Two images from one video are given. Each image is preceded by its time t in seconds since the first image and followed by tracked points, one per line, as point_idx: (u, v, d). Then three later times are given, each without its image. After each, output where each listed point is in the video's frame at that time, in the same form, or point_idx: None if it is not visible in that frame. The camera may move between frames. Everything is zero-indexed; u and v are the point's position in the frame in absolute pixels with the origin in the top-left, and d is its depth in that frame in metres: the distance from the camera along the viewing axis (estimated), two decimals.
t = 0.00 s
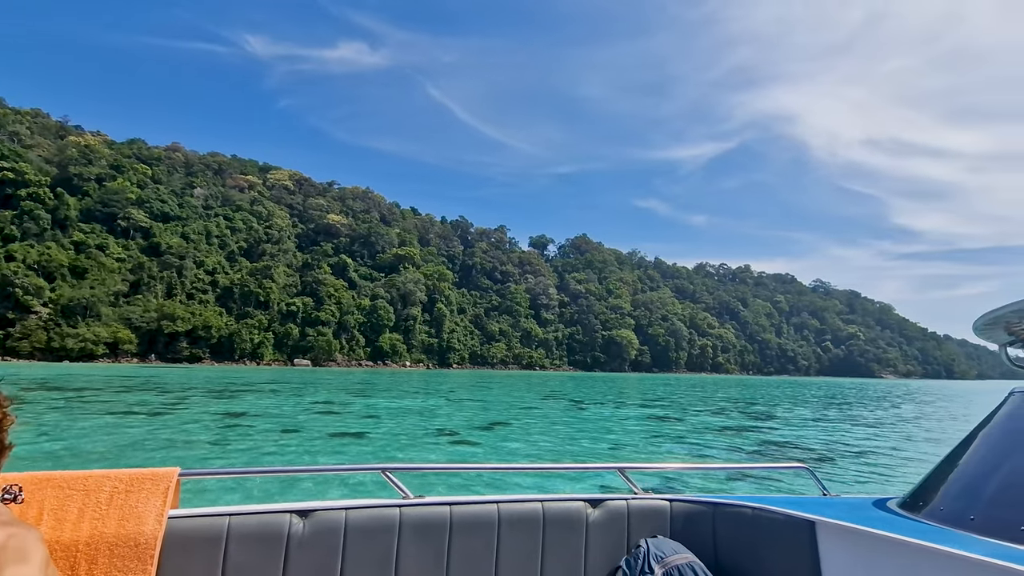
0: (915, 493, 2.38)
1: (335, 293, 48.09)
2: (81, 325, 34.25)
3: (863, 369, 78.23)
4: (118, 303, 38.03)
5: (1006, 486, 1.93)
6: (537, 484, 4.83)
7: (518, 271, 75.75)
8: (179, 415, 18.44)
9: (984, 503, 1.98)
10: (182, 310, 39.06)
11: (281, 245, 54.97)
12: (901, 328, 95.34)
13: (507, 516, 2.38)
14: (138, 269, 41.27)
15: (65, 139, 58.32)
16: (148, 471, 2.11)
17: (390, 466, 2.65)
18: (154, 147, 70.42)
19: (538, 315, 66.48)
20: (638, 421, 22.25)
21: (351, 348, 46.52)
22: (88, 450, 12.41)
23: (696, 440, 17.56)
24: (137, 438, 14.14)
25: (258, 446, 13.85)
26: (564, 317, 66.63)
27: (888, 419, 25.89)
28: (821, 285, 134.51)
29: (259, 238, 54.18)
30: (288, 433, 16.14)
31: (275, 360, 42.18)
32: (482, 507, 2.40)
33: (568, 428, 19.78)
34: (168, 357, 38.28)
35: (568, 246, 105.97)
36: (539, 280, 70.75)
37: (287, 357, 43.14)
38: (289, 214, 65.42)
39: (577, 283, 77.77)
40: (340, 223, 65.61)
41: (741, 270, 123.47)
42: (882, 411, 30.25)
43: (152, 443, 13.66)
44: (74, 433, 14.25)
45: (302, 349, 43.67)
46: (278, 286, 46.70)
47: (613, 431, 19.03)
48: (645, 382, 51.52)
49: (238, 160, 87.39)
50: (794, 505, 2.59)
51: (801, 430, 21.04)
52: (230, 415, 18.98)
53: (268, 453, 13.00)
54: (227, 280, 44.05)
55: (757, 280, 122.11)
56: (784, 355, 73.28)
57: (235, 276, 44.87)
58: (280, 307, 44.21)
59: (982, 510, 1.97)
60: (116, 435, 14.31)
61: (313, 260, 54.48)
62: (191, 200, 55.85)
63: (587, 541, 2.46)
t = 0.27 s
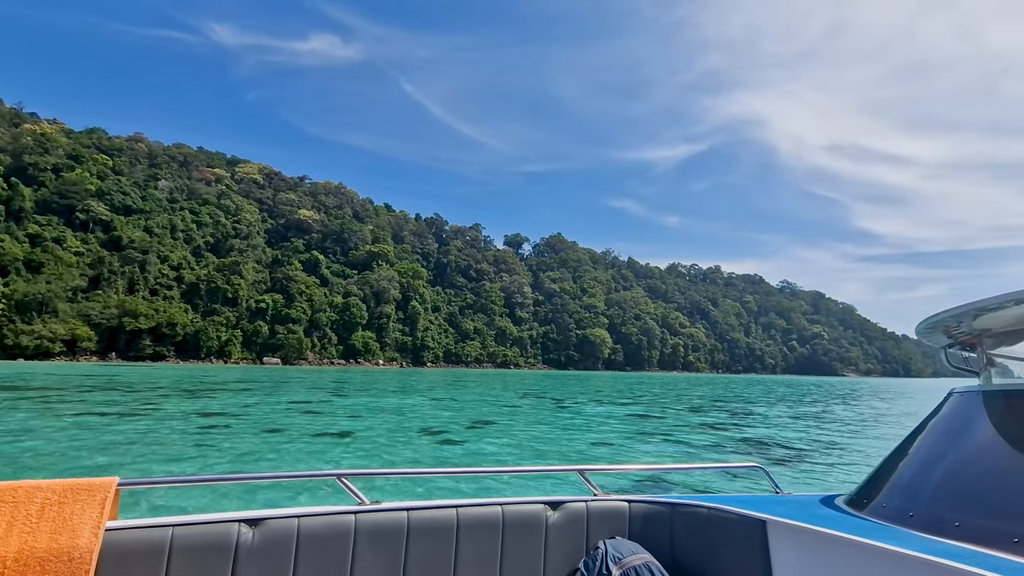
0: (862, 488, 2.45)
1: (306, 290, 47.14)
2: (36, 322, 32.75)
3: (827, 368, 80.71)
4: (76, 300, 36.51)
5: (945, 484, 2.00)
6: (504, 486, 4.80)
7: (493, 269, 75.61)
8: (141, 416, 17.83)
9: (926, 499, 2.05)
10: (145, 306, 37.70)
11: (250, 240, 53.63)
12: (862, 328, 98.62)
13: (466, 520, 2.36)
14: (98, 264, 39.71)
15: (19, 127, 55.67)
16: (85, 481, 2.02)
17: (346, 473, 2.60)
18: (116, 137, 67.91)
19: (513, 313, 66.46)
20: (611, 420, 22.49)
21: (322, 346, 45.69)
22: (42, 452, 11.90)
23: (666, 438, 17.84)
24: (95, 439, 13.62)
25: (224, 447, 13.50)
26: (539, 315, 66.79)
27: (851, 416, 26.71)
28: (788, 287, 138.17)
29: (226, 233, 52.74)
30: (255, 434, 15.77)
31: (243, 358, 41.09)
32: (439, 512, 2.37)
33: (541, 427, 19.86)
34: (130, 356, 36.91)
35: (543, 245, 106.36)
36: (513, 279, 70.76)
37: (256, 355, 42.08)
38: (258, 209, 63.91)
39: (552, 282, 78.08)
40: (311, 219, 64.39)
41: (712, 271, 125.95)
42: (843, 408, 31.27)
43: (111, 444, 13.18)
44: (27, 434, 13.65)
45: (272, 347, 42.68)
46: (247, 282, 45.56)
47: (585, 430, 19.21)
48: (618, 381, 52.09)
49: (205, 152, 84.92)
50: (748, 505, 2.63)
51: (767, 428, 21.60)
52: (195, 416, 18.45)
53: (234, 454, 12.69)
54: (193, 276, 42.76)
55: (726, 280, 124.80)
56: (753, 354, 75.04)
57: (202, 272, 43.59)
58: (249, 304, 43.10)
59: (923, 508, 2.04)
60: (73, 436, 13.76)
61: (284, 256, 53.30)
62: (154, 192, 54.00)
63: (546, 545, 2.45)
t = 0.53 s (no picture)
0: (814, 482, 2.52)
1: (278, 287, 46.18)
2: None
3: (795, 366, 82.86)
4: (34, 296, 35.04)
5: (893, 478, 2.06)
6: (473, 485, 4.77)
7: (470, 268, 75.32)
8: (103, 416, 17.23)
9: (872, 492, 2.11)
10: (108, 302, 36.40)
11: (219, 235, 52.29)
12: (829, 328, 101.47)
13: (427, 520, 2.33)
14: (58, 259, 38.17)
15: None
16: (25, 486, 1.93)
17: (304, 474, 2.55)
18: (78, 126, 65.36)
19: (489, 312, 66.32)
20: (587, 418, 22.65)
21: (295, 345, 44.86)
22: None
23: (639, 435, 18.07)
24: (54, 441, 13.12)
25: (191, 448, 13.16)
26: (515, 314, 66.86)
27: (818, 414, 27.44)
28: (757, 287, 141.18)
29: (194, 228, 51.32)
30: (223, 434, 15.40)
31: (211, 357, 40.03)
32: (401, 513, 2.33)
33: (516, 425, 19.89)
34: (92, 354, 35.60)
35: (519, 244, 106.48)
36: (490, 277, 70.67)
37: (225, 354, 41.03)
38: (228, 204, 62.40)
39: (528, 280, 78.24)
40: (284, 215, 63.14)
41: (685, 271, 128.02)
42: (810, 406, 32.15)
43: (71, 446, 12.71)
44: None
45: (242, 345, 41.70)
46: (216, 279, 44.41)
47: (560, 428, 19.30)
48: (593, 379, 52.54)
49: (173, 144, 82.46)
50: (707, 501, 2.66)
51: (737, 425, 22.07)
52: (160, 416, 17.92)
53: (201, 455, 12.37)
54: (159, 272, 41.48)
55: (699, 280, 127.09)
56: (724, 353, 76.59)
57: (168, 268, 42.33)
58: (218, 302, 42.00)
59: (871, 501, 2.10)
60: (30, 437, 13.22)
61: (255, 252, 52.14)
62: (118, 185, 52.19)
63: (508, 544, 2.44)
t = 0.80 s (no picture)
0: (771, 475, 2.57)
1: (249, 284, 45.12)
2: None
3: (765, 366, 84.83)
4: None
5: (842, 469, 2.12)
6: (442, 484, 4.73)
7: (446, 267, 74.89)
8: (62, 416, 16.60)
9: (825, 483, 2.17)
10: (69, 299, 35.04)
11: (187, 231, 50.87)
12: (797, 328, 104.07)
13: (389, 519, 2.30)
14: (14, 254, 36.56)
15: None
16: None
17: (261, 474, 2.49)
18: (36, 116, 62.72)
19: (466, 311, 66.04)
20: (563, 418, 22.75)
21: (266, 343, 43.95)
22: None
23: (613, 434, 18.24)
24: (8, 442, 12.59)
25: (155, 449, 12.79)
26: (491, 313, 66.78)
27: (788, 412, 28.07)
28: (729, 288, 144.02)
29: (161, 223, 49.80)
30: (190, 434, 15.00)
31: (179, 356, 38.90)
32: (363, 511, 2.30)
33: (491, 424, 19.88)
34: (51, 354, 34.23)
35: (496, 244, 106.39)
36: (466, 276, 70.41)
37: (193, 353, 39.92)
38: (196, 199, 60.76)
39: (505, 280, 78.22)
40: (255, 211, 61.78)
41: (660, 271, 129.70)
42: (779, 404, 32.92)
43: (27, 447, 12.22)
44: None
45: (211, 344, 40.64)
46: (184, 276, 43.18)
47: (535, 427, 19.35)
48: (569, 379, 52.85)
49: (139, 137, 79.88)
50: (668, 494, 2.70)
51: (708, 423, 22.47)
52: (123, 416, 17.35)
53: (166, 456, 12.03)
54: (123, 268, 40.14)
55: (673, 281, 129.06)
56: (697, 353, 77.92)
57: (133, 263, 40.97)
58: (186, 299, 40.83)
59: (822, 492, 2.15)
60: None
61: (224, 249, 50.87)
62: (80, 177, 50.29)
63: (471, 540, 2.43)
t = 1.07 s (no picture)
0: (731, 470, 2.62)
1: (223, 282, 44.09)
2: None
3: (739, 365, 86.44)
4: None
5: (796, 463, 2.18)
6: (412, 481, 4.68)
7: (425, 266, 74.36)
8: (22, 416, 16.00)
9: (780, 476, 2.22)
10: (31, 296, 33.75)
11: (158, 227, 49.50)
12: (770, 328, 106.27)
13: (351, 516, 2.27)
14: None
15: None
16: None
17: (218, 473, 2.43)
18: None
19: (445, 310, 65.68)
20: (540, 417, 22.81)
21: (239, 343, 43.04)
22: None
23: (590, 433, 18.33)
24: None
25: (122, 449, 12.43)
26: (470, 313, 66.58)
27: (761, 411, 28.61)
28: (706, 288, 146.24)
29: (130, 219, 48.36)
30: (159, 435, 14.61)
31: (149, 356, 37.82)
32: (324, 510, 2.26)
33: (469, 424, 19.81)
34: (13, 353, 32.95)
35: (475, 243, 106.10)
36: (446, 275, 70.05)
37: (164, 352, 38.85)
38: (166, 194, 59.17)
39: (484, 279, 78.05)
40: (229, 207, 60.45)
41: (638, 272, 131.01)
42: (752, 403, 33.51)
43: None
44: None
45: (183, 343, 39.65)
46: (154, 273, 42.02)
47: (512, 427, 19.34)
48: (548, 378, 52.99)
49: (106, 129, 77.36)
50: (631, 489, 2.72)
51: (684, 422, 22.75)
52: (88, 416, 16.81)
53: (133, 457, 11.69)
54: (90, 265, 38.86)
55: (651, 281, 130.52)
56: (674, 352, 78.98)
57: (100, 260, 39.68)
58: (156, 297, 39.69)
59: (776, 485, 2.20)
60: None
61: (196, 245, 49.65)
62: (43, 170, 48.48)
63: (435, 538, 2.42)
